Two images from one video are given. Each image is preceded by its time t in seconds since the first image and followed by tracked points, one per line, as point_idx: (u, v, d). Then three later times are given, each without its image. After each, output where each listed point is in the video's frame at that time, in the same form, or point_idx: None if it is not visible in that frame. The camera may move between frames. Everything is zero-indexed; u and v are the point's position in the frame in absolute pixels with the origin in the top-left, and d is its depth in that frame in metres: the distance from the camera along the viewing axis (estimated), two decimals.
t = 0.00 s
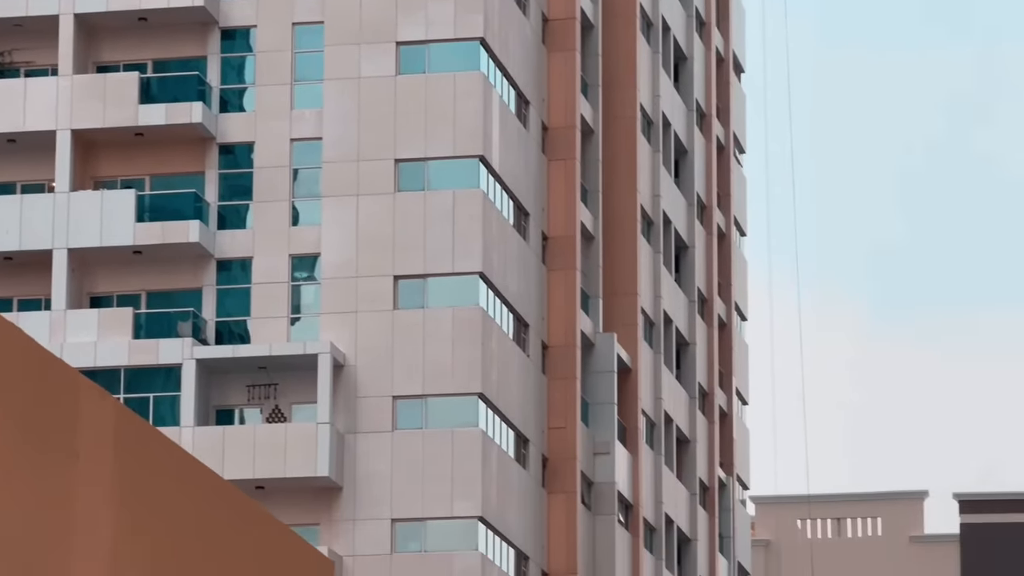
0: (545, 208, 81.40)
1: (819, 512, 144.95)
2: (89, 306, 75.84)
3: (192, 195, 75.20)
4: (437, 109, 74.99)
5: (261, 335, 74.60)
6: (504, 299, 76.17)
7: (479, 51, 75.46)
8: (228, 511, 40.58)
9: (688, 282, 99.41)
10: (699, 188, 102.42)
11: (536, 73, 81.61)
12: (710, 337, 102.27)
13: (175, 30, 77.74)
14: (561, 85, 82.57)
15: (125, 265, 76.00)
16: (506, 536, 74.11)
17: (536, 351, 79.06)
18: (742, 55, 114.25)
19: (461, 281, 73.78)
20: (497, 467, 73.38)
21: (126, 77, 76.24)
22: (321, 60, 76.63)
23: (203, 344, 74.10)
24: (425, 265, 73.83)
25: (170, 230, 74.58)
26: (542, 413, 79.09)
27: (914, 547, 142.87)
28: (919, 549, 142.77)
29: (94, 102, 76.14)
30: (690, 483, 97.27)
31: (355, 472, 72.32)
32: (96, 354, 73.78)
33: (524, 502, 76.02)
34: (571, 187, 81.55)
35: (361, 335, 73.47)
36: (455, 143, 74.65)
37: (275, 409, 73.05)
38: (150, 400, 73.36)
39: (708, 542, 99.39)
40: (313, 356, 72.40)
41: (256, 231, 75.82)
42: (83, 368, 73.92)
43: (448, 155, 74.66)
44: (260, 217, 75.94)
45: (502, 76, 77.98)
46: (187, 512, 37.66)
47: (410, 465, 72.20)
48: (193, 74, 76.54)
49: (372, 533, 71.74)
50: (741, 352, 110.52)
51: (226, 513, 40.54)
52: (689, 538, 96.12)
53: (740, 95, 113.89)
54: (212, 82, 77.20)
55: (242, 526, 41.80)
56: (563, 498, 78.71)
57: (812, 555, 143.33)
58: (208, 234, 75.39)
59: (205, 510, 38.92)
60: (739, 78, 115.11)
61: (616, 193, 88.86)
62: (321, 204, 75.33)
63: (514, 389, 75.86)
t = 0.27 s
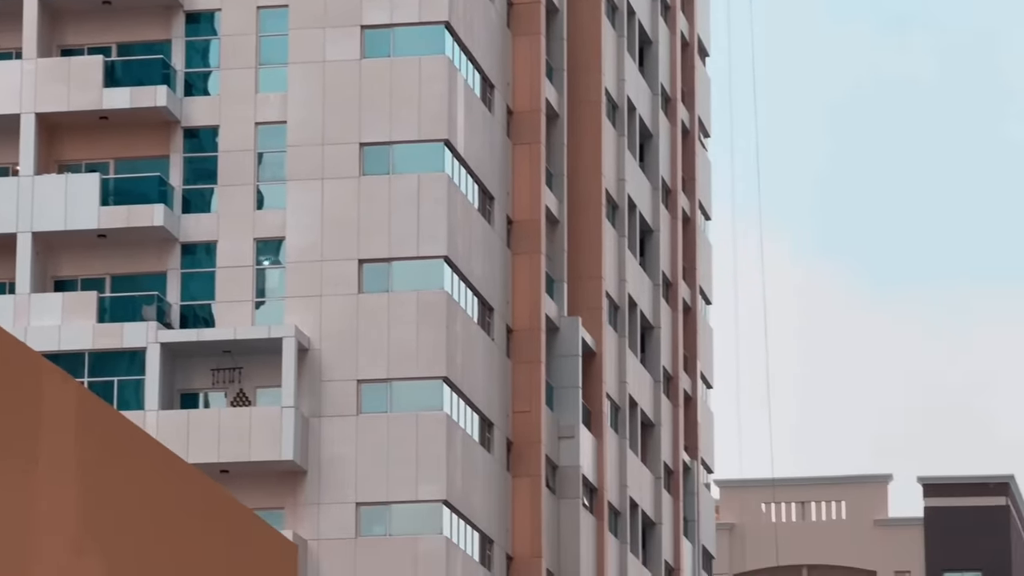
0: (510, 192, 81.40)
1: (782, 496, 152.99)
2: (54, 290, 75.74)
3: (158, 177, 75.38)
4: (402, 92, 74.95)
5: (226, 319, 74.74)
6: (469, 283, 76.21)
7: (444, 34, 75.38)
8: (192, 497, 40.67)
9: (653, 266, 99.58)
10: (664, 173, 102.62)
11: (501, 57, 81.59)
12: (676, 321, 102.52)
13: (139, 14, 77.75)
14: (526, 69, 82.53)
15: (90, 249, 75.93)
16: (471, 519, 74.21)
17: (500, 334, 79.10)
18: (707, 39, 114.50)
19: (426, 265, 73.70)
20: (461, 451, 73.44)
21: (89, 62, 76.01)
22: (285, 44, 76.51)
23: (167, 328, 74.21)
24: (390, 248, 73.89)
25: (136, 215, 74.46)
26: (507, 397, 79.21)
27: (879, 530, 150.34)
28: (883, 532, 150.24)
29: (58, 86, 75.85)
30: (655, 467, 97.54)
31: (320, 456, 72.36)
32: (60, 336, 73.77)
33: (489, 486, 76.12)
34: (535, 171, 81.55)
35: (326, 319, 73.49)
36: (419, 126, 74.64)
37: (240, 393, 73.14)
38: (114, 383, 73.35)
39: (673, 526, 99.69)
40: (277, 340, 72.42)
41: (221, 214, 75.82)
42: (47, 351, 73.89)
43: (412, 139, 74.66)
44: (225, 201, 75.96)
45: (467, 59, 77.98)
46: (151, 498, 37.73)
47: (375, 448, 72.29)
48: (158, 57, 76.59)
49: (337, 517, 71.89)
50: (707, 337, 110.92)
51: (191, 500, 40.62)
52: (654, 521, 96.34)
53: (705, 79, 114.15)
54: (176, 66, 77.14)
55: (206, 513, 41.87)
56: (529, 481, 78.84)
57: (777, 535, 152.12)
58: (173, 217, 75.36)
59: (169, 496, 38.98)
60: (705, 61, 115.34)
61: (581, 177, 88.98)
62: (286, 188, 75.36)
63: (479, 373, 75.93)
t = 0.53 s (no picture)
0: (475, 179, 81.36)
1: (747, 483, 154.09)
2: (17, 278, 75.65)
3: (122, 165, 75.32)
4: (366, 80, 74.94)
5: (191, 307, 74.63)
6: (434, 271, 76.25)
7: (409, 22, 75.38)
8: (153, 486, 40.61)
9: (617, 254, 99.69)
10: (628, 161, 102.73)
11: (465, 45, 81.60)
12: (640, 309, 102.67)
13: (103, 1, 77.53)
14: (490, 57, 82.53)
15: (54, 236, 75.80)
16: (435, 507, 74.29)
17: (464, 322, 79.12)
18: (672, 27, 114.67)
19: (390, 253, 73.70)
20: (425, 439, 73.48)
21: (53, 49, 75.93)
22: (249, 31, 76.38)
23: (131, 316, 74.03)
24: (354, 236, 73.87)
25: (100, 202, 74.45)
26: (471, 384, 79.28)
27: (844, 518, 151.10)
28: (847, 520, 151.13)
29: (21, 73, 75.72)
30: (619, 456, 97.68)
31: (284, 443, 72.36)
32: (24, 323, 73.68)
33: (453, 473, 76.21)
34: (500, 158, 81.60)
35: (290, 306, 73.47)
36: (384, 114, 74.63)
37: (205, 380, 73.01)
38: (79, 371, 73.30)
39: (637, 513, 99.88)
40: (241, 328, 72.37)
41: (185, 202, 75.64)
42: (12, 338, 73.85)
43: (378, 126, 74.67)
44: (189, 188, 75.82)
45: (432, 47, 78.00)
46: (111, 487, 37.67)
47: (339, 436, 72.32)
48: (122, 44, 76.55)
49: (301, 505, 71.89)
50: (671, 325, 111.14)
51: (152, 488, 40.59)
52: (618, 509, 96.45)
53: (669, 67, 114.33)
54: (140, 53, 77.01)
55: (167, 501, 41.83)
56: (493, 469, 78.94)
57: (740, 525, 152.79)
58: (137, 205, 75.26)
59: (130, 484, 38.92)
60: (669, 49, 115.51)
61: (545, 165, 89.01)
62: (250, 176, 75.15)
63: (443, 361, 75.99)
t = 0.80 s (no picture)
0: (432, 168, 81.35)
1: (704, 473, 154.98)
2: None
3: (78, 152, 75.01)
4: (323, 68, 74.87)
5: (148, 294, 74.48)
6: (391, 259, 76.25)
7: (366, 11, 75.24)
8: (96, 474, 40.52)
9: (574, 242, 99.77)
10: (586, 150, 102.78)
11: (423, 33, 81.56)
12: (597, 297, 102.77)
13: None
14: (447, 45, 82.53)
15: (9, 224, 75.57)
16: (392, 496, 74.31)
17: (421, 311, 79.11)
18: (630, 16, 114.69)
19: (348, 242, 73.67)
20: (382, 428, 73.48)
21: (9, 36, 75.83)
22: (207, 18, 76.20)
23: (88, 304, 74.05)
24: (311, 225, 73.85)
25: (56, 191, 74.25)
26: (428, 372, 79.29)
27: (800, 509, 151.65)
28: (803, 510, 151.67)
29: None
30: (576, 445, 97.78)
31: (241, 432, 72.36)
32: None
33: (410, 462, 76.22)
34: (457, 147, 81.64)
35: (247, 294, 73.44)
36: (341, 103, 74.54)
37: (161, 369, 72.94)
38: (35, 360, 73.18)
39: (594, 502, 100.02)
40: (198, 316, 72.26)
41: (142, 189, 75.57)
42: None
43: (335, 115, 74.56)
44: (145, 176, 75.68)
45: (389, 36, 77.95)
46: (50, 474, 37.58)
47: (296, 425, 72.30)
48: (79, 32, 76.19)
49: (257, 493, 71.83)
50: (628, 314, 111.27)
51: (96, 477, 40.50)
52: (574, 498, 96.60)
53: (627, 56, 114.36)
54: (97, 41, 76.74)
55: (113, 490, 41.75)
56: (450, 457, 78.99)
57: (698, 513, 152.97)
58: (94, 193, 75.12)
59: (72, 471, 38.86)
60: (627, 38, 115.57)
61: (502, 154, 89.00)
62: (207, 164, 75.11)
63: (400, 350, 76.00)
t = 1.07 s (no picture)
0: (385, 158, 81.33)
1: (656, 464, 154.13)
2: None
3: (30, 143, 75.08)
4: (277, 59, 74.80)
5: (100, 285, 74.36)
6: (344, 250, 76.22)
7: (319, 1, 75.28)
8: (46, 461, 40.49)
9: (527, 233, 99.90)
10: (539, 141, 102.86)
11: (376, 24, 81.52)
12: (550, 288, 102.92)
13: None
14: (400, 36, 82.52)
15: None
16: (345, 486, 74.33)
17: (374, 301, 79.10)
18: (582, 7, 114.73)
19: (301, 233, 73.72)
20: (335, 419, 73.52)
21: None
22: (159, 8, 76.00)
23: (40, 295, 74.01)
24: (264, 216, 73.80)
25: (9, 179, 74.45)
26: (381, 363, 79.32)
27: (752, 499, 152.21)
28: (754, 501, 152.24)
29: None
30: (529, 436, 97.97)
31: (193, 423, 72.24)
32: None
33: (362, 453, 76.24)
34: (411, 138, 81.67)
35: (200, 285, 73.33)
36: (294, 93, 74.52)
37: (113, 359, 72.71)
38: None
39: (547, 493, 100.20)
40: (150, 307, 72.18)
41: (95, 179, 75.43)
42: None
43: (288, 106, 74.53)
44: (98, 166, 75.51)
45: (342, 26, 77.91)
46: None
47: (249, 416, 72.26)
48: (32, 22, 76.17)
49: (210, 484, 71.68)
50: (581, 305, 111.41)
51: (46, 464, 40.46)
52: (527, 489, 96.75)
53: (580, 47, 114.44)
54: (49, 31, 76.41)
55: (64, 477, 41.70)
56: (403, 448, 79.02)
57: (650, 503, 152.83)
58: (46, 183, 75.03)
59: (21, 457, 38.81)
60: (579, 28, 115.61)
61: (455, 144, 89.02)
62: (160, 154, 74.94)
63: (353, 340, 76.01)
